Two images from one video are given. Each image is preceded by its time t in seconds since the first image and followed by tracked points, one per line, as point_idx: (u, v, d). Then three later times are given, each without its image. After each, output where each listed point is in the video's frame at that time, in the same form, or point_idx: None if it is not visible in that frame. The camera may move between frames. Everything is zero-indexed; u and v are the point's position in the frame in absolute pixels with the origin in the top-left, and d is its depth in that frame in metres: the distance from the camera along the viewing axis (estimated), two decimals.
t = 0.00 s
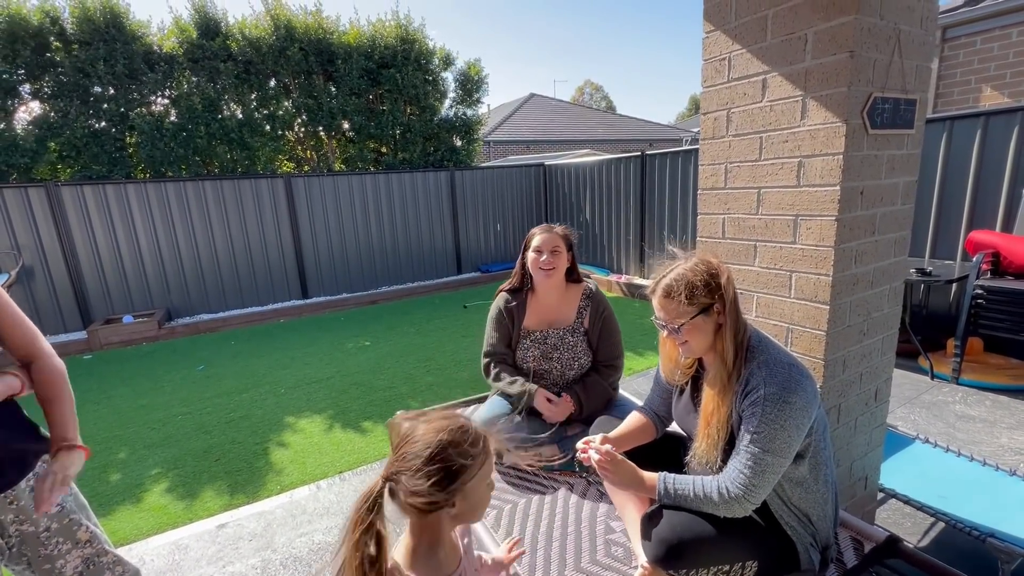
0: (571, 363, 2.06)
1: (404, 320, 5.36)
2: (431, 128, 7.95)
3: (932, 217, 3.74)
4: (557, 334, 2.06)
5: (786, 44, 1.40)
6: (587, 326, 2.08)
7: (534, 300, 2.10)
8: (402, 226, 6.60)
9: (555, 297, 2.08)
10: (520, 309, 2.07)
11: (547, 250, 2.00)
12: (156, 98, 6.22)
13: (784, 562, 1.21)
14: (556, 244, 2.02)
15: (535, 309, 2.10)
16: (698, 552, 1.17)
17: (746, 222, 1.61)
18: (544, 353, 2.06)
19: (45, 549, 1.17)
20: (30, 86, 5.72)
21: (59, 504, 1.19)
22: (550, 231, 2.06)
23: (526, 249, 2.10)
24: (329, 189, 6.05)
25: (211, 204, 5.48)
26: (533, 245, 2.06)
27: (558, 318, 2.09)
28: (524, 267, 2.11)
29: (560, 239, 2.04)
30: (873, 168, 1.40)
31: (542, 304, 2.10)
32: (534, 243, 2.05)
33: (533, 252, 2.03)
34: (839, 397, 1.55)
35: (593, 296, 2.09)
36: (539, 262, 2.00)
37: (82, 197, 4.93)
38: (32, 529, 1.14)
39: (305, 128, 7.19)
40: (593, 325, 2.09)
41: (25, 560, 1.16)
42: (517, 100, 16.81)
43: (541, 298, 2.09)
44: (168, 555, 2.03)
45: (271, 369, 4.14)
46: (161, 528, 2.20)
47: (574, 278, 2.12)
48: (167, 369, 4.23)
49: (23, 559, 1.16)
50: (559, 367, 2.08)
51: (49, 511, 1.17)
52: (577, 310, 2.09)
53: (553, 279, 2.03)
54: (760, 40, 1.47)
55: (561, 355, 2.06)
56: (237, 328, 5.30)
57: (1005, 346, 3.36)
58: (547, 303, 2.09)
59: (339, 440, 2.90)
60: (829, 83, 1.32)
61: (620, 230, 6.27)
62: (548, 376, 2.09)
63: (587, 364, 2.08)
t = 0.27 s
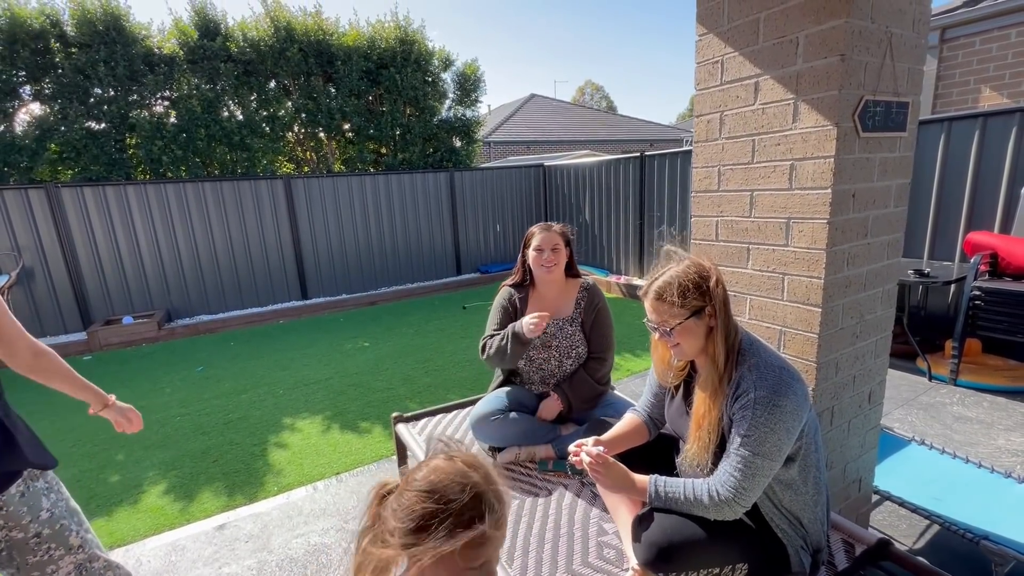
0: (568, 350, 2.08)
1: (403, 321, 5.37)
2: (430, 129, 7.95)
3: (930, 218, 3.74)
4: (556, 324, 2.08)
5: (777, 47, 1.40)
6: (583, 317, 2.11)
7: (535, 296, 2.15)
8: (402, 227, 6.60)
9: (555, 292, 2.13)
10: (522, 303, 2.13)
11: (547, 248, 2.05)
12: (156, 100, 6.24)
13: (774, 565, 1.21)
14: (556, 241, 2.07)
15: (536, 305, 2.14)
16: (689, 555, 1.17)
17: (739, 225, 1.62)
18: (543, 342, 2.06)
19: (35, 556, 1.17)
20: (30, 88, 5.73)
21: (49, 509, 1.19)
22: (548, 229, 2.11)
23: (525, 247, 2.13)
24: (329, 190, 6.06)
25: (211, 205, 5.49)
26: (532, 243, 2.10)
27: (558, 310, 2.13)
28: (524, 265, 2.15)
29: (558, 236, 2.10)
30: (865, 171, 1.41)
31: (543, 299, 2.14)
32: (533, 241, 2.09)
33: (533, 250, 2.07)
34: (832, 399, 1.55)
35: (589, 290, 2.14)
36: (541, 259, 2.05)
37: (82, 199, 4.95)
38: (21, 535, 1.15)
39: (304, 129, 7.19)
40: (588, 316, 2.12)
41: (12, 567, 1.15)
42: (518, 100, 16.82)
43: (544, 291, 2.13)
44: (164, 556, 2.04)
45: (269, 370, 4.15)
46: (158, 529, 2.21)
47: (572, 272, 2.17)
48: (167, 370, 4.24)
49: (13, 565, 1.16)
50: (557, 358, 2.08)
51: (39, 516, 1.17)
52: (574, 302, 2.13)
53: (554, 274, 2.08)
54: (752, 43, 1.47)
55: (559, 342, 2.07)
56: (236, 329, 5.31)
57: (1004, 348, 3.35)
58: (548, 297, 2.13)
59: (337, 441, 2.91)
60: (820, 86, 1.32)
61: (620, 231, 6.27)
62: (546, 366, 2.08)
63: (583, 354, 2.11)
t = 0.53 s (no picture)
0: (561, 341, 2.11)
1: (403, 320, 5.38)
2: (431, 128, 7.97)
3: (928, 216, 3.74)
4: (552, 316, 2.11)
5: (770, 44, 1.41)
6: (576, 310, 2.15)
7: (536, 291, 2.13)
8: (402, 226, 6.62)
9: (554, 287, 2.15)
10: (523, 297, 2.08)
11: (550, 243, 2.08)
12: (157, 100, 6.26)
13: (765, 558, 1.22)
14: (556, 236, 2.11)
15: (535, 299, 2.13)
16: (680, 547, 1.18)
17: (734, 222, 1.62)
18: (538, 332, 2.11)
19: (39, 546, 1.19)
20: (31, 88, 5.76)
21: (52, 500, 1.21)
22: (549, 224, 2.14)
23: (526, 242, 2.15)
24: (329, 189, 6.08)
25: (212, 205, 5.51)
26: (534, 238, 2.12)
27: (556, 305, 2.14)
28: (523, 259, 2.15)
29: (559, 232, 2.13)
30: (858, 168, 1.41)
31: (543, 293, 2.13)
32: (535, 237, 2.12)
33: (535, 245, 2.09)
34: (826, 395, 1.56)
35: (584, 284, 2.17)
36: (544, 254, 2.07)
37: (84, 198, 4.98)
38: (28, 524, 1.17)
39: (305, 129, 7.22)
40: (581, 309, 2.15)
41: (18, 556, 1.18)
42: (519, 100, 16.82)
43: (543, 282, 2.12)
44: (164, 551, 2.05)
45: (270, 368, 4.17)
46: (158, 525, 2.22)
47: (570, 268, 2.20)
48: (168, 369, 4.26)
49: (19, 553, 1.18)
50: (551, 347, 2.11)
51: (43, 506, 1.19)
52: (569, 296, 2.16)
53: (554, 269, 2.10)
54: (745, 40, 1.48)
55: (553, 332, 2.11)
56: (237, 328, 5.33)
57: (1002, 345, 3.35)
58: (547, 292, 2.14)
59: (336, 439, 2.92)
60: (812, 84, 1.33)
61: (619, 230, 6.27)
62: (539, 355, 2.12)
63: (576, 344, 2.14)
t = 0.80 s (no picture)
0: (561, 335, 2.13)
1: (405, 318, 5.40)
2: (432, 127, 7.99)
3: (929, 213, 3.75)
4: (551, 311, 2.14)
5: (768, 43, 1.42)
6: (576, 305, 2.16)
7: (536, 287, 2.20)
8: (404, 224, 6.64)
9: (554, 284, 2.19)
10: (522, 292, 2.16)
11: (553, 244, 2.12)
12: (160, 100, 6.29)
13: (763, 549, 1.23)
14: (560, 237, 2.14)
15: (535, 295, 2.19)
16: (679, 539, 1.19)
17: (733, 219, 1.64)
18: (538, 324, 2.14)
19: (45, 539, 1.18)
20: (35, 88, 5.79)
21: (59, 493, 1.21)
22: (553, 224, 2.17)
23: (530, 240, 2.19)
24: (331, 188, 6.10)
25: (214, 204, 5.54)
26: (537, 237, 2.16)
27: (555, 299, 2.17)
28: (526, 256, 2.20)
29: (562, 232, 2.16)
30: (856, 165, 1.43)
31: (542, 290, 2.19)
32: (538, 237, 2.16)
33: (539, 245, 2.14)
34: (824, 390, 1.57)
35: (584, 280, 2.18)
36: (546, 254, 2.12)
37: (88, 198, 5.00)
38: (33, 518, 1.15)
39: (307, 128, 7.24)
40: (580, 303, 2.16)
41: (23, 550, 1.16)
42: (520, 98, 16.82)
43: (543, 279, 2.19)
44: (170, 547, 2.08)
45: (273, 366, 4.19)
46: (164, 521, 2.25)
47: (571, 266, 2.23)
48: (171, 367, 4.29)
49: (23, 548, 1.16)
50: (550, 340, 2.13)
51: (50, 499, 1.18)
52: (569, 291, 2.18)
53: (555, 268, 2.15)
54: (744, 38, 1.48)
55: (553, 325, 2.13)
56: (240, 327, 5.36)
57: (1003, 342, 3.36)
58: (546, 289, 2.19)
59: (339, 436, 2.94)
60: (810, 82, 1.34)
61: (621, 228, 6.28)
62: (538, 348, 2.14)
63: (575, 338, 2.15)
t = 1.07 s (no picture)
0: (562, 332, 2.14)
1: (407, 317, 5.42)
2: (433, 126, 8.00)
3: (931, 210, 3.73)
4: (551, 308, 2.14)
5: (766, 39, 1.42)
6: (577, 303, 2.16)
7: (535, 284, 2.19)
8: (406, 223, 6.65)
9: (553, 282, 2.18)
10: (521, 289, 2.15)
11: (552, 243, 2.10)
12: (163, 100, 6.32)
13: (759, 544, 1.24)
14: (559, 236, 2.12)
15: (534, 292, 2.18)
16: (676, 534, 1.20)
17: (732, 216, 1.64)
18: (538, 321, 2.15)
19: (43, 533, 1.19)
20: (39, 88, 5.81)
21: (58, 487, 1.21)
22: (553, 223, 2.15)
23: (529, 238, 2.18)
24: (333, 187, 6.12)
25: (217, 203, 5.56)
26: (537, 235, 2.15)
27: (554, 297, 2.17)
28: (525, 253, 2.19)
29: (562, 231, 2.14)
30: (854, 161, 1.43)
31: (542, 287, 2.18)
32: (538, 235, 2.14)
33: (537, 244, 2.12)
34: (822, 387, 1.58)
35: (585, 279, 2.19)
36: (546, 254, 2.10)
37: (91, 198, 5.03)
38: (31, 511, 1.16)
39: (309, 128, 7.26)
40: (581, 301, 2.16)
41: (22, 544, 1.17)
42: (522, 97, 16.81)
43: (542, 277, 2.17)
44: (173, 543, 2.09)
45: (275, 365, 4.21)
46: (167, 517, 2.26)
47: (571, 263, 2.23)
48: (174, 366, 4.31)
49: (23, 544, 1.18)
50: (551, 337, 2.15)
51: (46, 493, 1.18)
52: (570, 289, 2.18)
53: (554, 267, 2.13)
54: (742, 35, 1.48)
55: (554, 323, 2.14)
56: (242, 326, 5.38)
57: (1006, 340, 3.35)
58: (546, 286, 2.18)
59: (341, 433, 2.96)
60: (807, 78, 1.34)
61: (622, 226, 6.28)
62: (539, 345, 2.15)
63: (576, 335, 2.16)
